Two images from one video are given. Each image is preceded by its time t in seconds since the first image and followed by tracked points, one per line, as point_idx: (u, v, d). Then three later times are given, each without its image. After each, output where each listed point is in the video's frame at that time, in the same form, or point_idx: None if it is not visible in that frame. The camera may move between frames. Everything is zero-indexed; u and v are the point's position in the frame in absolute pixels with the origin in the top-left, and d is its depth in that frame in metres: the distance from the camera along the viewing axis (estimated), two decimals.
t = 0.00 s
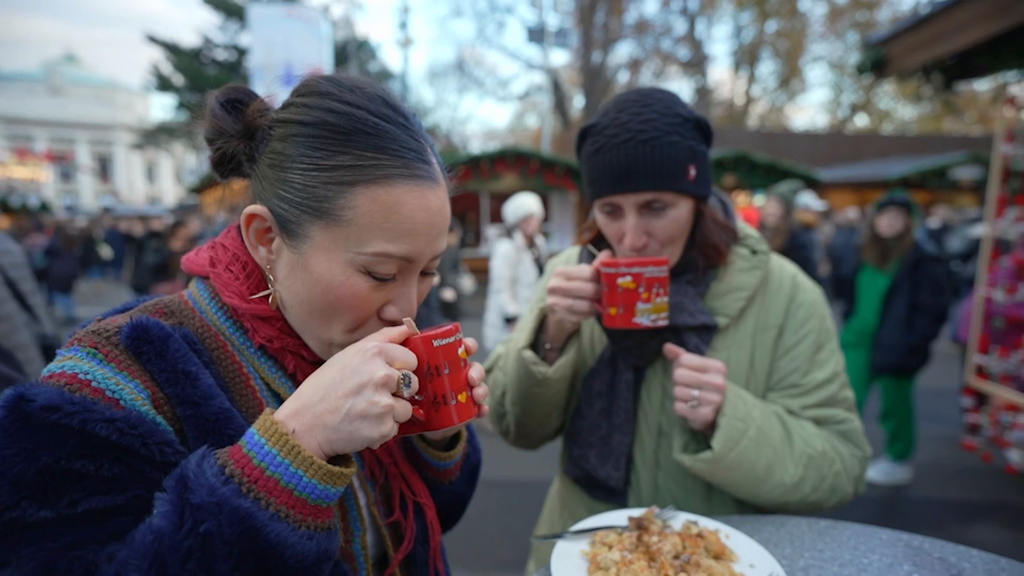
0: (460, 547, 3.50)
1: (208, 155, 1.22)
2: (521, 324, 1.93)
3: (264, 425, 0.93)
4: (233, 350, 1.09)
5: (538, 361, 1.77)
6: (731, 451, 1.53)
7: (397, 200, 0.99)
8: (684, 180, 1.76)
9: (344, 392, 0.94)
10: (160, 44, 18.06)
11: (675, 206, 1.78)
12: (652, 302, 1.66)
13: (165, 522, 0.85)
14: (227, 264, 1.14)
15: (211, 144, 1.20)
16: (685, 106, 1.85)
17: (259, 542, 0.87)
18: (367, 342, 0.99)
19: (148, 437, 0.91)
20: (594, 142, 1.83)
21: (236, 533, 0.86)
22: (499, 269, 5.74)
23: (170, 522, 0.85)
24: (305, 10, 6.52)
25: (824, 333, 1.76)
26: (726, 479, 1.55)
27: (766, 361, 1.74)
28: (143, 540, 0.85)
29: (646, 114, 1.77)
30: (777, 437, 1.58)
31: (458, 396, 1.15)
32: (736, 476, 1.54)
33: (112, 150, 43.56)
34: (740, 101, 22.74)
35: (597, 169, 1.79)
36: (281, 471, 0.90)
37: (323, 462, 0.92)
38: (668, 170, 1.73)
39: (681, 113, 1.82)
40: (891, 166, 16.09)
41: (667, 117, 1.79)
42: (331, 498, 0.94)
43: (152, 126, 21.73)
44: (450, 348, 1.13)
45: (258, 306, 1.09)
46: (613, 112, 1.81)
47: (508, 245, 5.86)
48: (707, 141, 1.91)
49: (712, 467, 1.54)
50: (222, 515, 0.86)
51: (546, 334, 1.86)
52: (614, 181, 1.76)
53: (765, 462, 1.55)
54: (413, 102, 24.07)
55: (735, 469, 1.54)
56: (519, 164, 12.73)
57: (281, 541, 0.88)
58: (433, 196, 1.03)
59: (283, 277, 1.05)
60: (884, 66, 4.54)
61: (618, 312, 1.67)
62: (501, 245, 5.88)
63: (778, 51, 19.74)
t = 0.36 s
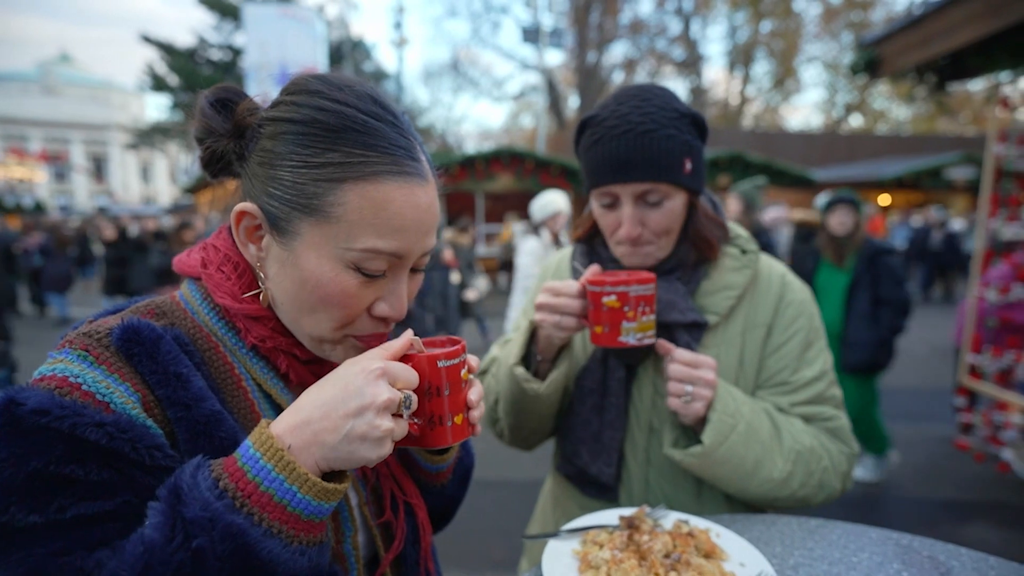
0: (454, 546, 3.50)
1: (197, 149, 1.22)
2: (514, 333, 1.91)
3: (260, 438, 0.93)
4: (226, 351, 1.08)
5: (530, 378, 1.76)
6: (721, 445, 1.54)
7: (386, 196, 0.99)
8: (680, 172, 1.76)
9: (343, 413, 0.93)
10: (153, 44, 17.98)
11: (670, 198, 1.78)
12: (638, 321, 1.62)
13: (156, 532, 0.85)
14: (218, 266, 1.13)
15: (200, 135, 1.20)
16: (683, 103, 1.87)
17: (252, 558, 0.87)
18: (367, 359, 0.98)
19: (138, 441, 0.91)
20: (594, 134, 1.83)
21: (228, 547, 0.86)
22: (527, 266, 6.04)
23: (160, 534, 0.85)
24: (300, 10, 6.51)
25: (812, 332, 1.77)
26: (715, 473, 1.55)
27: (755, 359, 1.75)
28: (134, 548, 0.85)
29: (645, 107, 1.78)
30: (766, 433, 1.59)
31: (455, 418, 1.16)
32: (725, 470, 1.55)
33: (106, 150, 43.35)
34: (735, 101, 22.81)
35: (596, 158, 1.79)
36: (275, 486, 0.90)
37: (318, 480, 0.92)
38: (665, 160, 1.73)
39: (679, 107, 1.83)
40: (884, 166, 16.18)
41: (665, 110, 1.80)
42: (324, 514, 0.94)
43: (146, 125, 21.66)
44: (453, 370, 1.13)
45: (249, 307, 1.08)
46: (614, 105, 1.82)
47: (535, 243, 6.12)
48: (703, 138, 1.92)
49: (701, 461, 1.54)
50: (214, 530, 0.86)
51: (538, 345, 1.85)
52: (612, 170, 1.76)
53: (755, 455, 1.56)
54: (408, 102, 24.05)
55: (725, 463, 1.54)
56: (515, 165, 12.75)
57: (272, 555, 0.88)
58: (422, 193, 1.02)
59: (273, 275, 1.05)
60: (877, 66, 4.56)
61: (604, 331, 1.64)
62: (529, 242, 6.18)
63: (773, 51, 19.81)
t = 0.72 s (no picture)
0: (455, 546, 3.50)
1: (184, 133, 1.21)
2: (523, 357, 1.82)
3: (250, 451, 0.93)
4: (218, 352, 1.09)
5: (544, 416, 1.70)
6: (712, 426, 1.52)
7: (374, 179, 0.99)
8: (685, 158, 1.77)
9: (336, 429, 0.93)
10: (160, 45, 18.08)
11: (676, 184, 1.77)
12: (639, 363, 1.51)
13: (142, 547, 0.86)
14: (210, 266, 1.13)
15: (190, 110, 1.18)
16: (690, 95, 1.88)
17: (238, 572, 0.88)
18: (361, 373, 0.98)
19: (125, 448, 0.91)
20: (603, 117, 1.83)
21: (216, 562, 0.87)
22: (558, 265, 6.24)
23: (147, 549, 0.86)
24: (305, 11, 6.56)
25: (807, 328, 1.76)
26: (704, 454, 1.54)
27: (752, 351, 1.74)
28: (121, 560, 0.86)
29: (654, 93, 1.79)
30: (759, 418, 1.57)
31: (452, 432, 1.16)
32: (714, 452, 1.53)
33: (113, 150, 43.63)
34: (740, 102, 22.76)
35: (606, 139, 1.78)
36: (264, 501, 0.91)
37: (308, 495, 0.92)
38: (672, 145, 1.73)
39: (687, 97, 1.84)
40: (890, 167, 16.10)
41: (673, 99, 1.81)
42: (313, 528, 0.94)
43: (153, 126, 21.80)
44: (452, 384, 1.14)
45: (242, 308, 1.09)
46: (624, 91, 1.84)
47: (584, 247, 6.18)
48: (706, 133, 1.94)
49: (693, 442, 1.53)
50: (201, 548, 0.87)
51: (548, 373, 1.77)
52: (621, 150, 1.75)
53: (746, 440, 1.55)
54: (413, 102, 24.13)
55: (715, 445, 1.53)
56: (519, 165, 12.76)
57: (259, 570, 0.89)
58: (410, 177, 1.02)
59: (263, 266, 1.05)
60: (883, 66, 4.53)
61: (603, 370, 1.55)
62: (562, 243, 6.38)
63: (779, 52, 19.76)
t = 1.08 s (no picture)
0: (455, 543, 3.51)
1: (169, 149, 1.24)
2: (553, 375, 1.72)
3: (235, 451, 0.93)
4: (206, 349, 1.12)
5: (586, 438, 1.63)
6: (731, 426, 1.51)
7: (353, 159, 1.00)
8: (648, 147, 1.78)
9: (322, 429, 0.93)
10: (164, 45, 18.15)
11: (647, 174, 1.78)
12: (657, 381, 1.43)
13: (123, 547, 0.88)
14: (198, 261, 1.15)
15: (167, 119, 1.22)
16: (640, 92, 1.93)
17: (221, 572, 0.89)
18: (347, 372, 0.98)
19: (108, 446, 0.93)
20: (562, 131, 1.88)
21: (198, 563, 0.88)
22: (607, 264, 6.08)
23: (129, 550, 0.87)
24: (310, 9, 6.53)
25: (806, 320, 1.74)
26: (723, 455, 1.52)
27: (751, 344, 1.73)
28: (102, 559, 0.88)
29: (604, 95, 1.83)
30: (772, 415, 1.56)
31: (442, 432, 1.15)
32: (734, 452, 1.51)
33: (119, 149, 43.79)
34: (745, 100, 22.68)
35: (570, 149, 1.82)
36: (249, 501, 0.91)
37: (293, 496, 0.93)
38: (631, 137, 1.76)
39: (637, 93, 1.88)
40: (896, 165, 16.02)
41: (623, 97, 1.85)
42: (301, 529, 0.95)
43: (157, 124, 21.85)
44: (443, 383, 1.13)
45: (230, 304, 1.11)
46: (575, 102, 1.89)
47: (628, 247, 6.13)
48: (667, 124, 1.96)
49: (711, 442, 1.51)
50: (182, 549, 0.88)
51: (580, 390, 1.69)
52: (586, 153, 1.78)
53: (764, 437, 1.53)
54: (416, 101, 24.13)
55: (735, 445, 1.51)
56: (521, 163, 12.76)
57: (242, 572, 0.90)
58: (391, 156, 1.03)
59: (250, 255, 1.06)
60: (887, 62, 4.48)
61: (624, 387, 1.48)
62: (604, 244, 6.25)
63: (783, 49, 19.67)
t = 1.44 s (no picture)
0: (458, 542, 3.49)
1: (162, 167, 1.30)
2: (570, 375, 1.67)
3: (227, 454, 0.94)
4: (199, 347, 1.12)
5: (610, 438, 1.58)
6: (791, 423, 1.50)
7: (341, 139, 1.05)
8: (586, 160, 1.80)
9: (317, 433, 0.93)
10: (171, 43, 18.23)
11: (594, 187, 1.78)
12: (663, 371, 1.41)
13: (113, 554, 0.89)
14: (190, 256, 1.15)
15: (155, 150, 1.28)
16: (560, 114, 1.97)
17: None
18: (343, 373, 0.97)
19: (97, 448, 0.93)
20: (502, 180, 1.93)
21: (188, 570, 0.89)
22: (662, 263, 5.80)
23: (119, 556, 0.89)
24: (315, 8, 6.43)
25: (803, 308, 1.74)
26: (787, 456, 1.50)
27: (744, 338, 1.75)
28: (92, 565, 0.89)
29: (528, 129, 1.89)
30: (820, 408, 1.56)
31: (440, 433, 1.13)
32: (795, 450, 1.51)
33: (127, 148, 44.03)
34: (751, 97, 22.56)
35: (515, 192, 1.86)
36: (241, 506, 0.91)
37: (287, 501, 0.93)
38: (563, 155, 1.79)
39: (556, 116, 1.93)
40: (903, 163, 15.91)
41: (546, 124, 1.90)
42: (295, 534, 0.95)
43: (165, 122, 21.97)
44: (442, 383, 1.11)
45: (224, 298, 1.12)
46: (505, 144, 1.96)
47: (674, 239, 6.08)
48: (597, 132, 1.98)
49: (775, 443, 1.49)
50: (173, 556, 0.88)
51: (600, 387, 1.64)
52: (531, 185, 1.81)
53: (817, 433, 1.53)
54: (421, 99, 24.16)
55: (798, 442, 1.50)
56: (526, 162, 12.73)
57: None
58: (379, 136, 1.08)
59: (242, 243, 1.09)
60: (895, 58, 4.43)
61: (643, 372, 1.49)
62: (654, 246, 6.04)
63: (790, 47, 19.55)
